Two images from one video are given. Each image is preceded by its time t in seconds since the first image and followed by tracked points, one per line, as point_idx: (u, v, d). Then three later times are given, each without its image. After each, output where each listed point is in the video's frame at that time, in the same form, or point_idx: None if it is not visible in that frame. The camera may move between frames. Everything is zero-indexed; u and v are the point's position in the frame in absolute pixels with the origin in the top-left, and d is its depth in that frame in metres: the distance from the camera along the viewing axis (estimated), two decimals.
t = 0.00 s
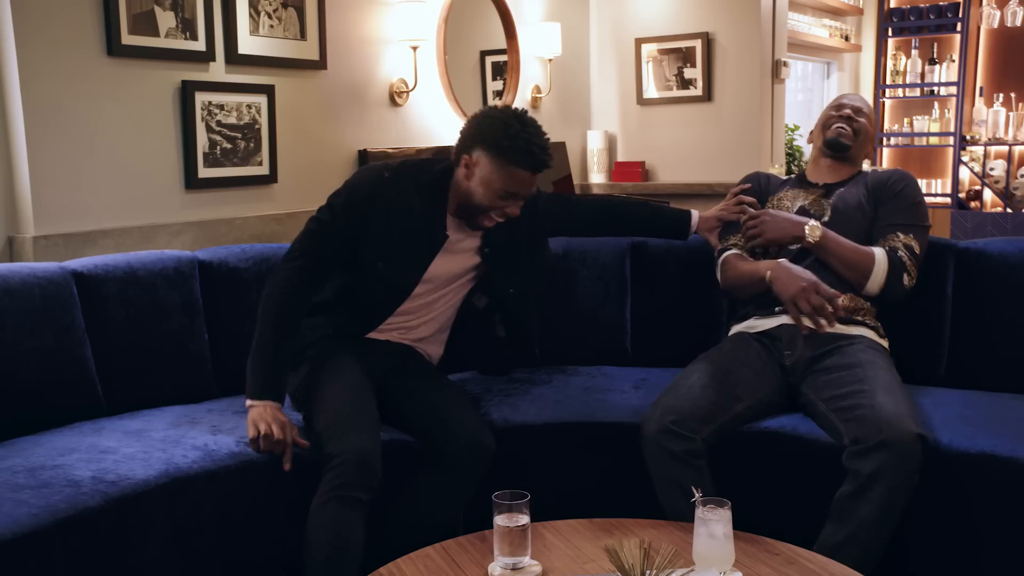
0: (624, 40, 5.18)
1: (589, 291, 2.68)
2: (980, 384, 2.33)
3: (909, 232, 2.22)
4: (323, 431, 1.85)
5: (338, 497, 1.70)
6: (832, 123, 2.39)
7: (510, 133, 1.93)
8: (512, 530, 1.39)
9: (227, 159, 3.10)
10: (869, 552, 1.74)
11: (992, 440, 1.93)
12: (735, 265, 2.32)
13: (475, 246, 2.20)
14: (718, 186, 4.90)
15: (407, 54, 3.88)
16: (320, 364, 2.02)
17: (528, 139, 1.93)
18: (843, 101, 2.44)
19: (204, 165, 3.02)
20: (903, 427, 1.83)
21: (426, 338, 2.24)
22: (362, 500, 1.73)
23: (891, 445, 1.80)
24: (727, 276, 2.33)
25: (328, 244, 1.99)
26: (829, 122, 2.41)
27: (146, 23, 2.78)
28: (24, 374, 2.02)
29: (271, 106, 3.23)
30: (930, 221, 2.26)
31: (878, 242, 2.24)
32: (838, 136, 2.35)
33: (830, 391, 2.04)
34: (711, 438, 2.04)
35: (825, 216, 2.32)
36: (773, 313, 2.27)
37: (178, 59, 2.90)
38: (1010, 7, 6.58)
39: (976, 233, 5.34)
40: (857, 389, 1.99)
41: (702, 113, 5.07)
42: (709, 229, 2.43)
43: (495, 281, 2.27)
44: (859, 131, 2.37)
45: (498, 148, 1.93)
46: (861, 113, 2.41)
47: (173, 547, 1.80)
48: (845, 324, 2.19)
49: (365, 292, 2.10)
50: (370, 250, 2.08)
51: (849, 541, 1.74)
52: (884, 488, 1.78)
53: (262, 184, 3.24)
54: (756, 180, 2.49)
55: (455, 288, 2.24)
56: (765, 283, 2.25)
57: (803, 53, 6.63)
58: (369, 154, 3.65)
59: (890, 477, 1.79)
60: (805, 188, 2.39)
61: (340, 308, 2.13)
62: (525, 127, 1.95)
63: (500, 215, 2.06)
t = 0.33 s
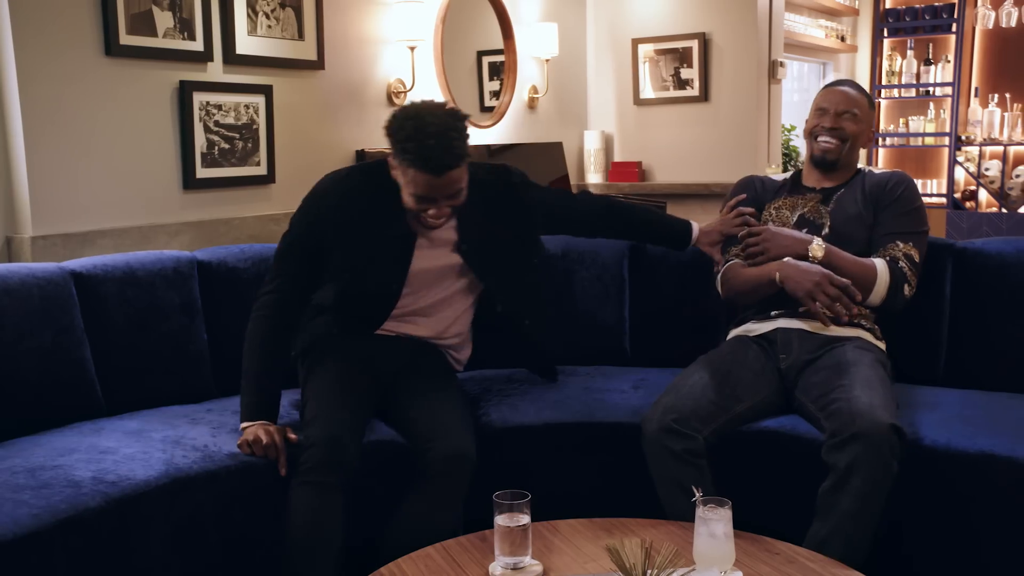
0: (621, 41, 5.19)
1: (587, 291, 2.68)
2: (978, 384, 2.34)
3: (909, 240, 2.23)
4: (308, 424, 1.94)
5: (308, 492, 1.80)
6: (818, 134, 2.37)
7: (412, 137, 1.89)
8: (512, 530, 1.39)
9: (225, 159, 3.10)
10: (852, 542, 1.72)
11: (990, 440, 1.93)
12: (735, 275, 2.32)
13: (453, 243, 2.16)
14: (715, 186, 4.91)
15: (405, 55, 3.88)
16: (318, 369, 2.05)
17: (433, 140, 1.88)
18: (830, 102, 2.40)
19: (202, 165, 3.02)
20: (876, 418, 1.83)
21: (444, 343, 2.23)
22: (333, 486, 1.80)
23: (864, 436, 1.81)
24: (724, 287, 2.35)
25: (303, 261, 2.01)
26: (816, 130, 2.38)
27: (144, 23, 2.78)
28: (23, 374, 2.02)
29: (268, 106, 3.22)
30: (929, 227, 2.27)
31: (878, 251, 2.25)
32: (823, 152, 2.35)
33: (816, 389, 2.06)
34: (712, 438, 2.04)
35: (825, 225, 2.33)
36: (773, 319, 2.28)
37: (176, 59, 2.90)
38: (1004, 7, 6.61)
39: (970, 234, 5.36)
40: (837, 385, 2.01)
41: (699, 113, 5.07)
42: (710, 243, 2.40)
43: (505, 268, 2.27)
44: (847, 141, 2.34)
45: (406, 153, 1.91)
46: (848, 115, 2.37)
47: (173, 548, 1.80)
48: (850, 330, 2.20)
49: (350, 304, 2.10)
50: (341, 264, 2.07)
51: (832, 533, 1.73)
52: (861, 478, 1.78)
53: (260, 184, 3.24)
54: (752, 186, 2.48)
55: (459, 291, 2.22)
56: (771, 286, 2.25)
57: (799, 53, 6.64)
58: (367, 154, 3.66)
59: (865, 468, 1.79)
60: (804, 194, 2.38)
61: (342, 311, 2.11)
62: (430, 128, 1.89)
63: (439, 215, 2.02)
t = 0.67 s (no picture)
0: (617, 41, 5.20)
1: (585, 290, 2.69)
2: (974, 383, 2.35)
3: (895, 221, 2.26)
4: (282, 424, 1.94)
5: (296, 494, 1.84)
6: (794, 133, 2.46)
7: (312, 141, 1.91)
8: (512, 530, 1.38)
9: (222, 159, 3.09)
10: (858, 547, 1.73)
11: (988, 439, 1.94)
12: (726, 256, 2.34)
13: (375, 242, 2.12)
14: (711, 187, 4.92)
15: (401, 55, 3.88)
16: (305, 376, 2.06)
17: (335, 137, 1.90)
18: (801, 104, 2.50)
19: (200, 166, 3.02)
20: (889, 424, 1.83)
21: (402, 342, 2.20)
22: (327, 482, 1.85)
23: (875, 442, 1.81)
24: (721, 283, 2.36)
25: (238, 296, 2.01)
26: (791, 130, 2.48)
27: (141, 23, 2.78)
28: (21, 374, 2.01)
29: (265, 106, 3.22)
30: (912, 210, 2.31)
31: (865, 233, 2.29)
32: (801, 149, 2.44)
33: (823, 391, 2.06)
34: (712, 439, 2.05)
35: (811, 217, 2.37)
36: (772, 312, 2.28)
37: (173, 59, 2.89)
38: (998, 8, 6.63)
39: (964, 234, 5.38)
40: (847, 387, 2.01)
41: (694, 113, 5.08)
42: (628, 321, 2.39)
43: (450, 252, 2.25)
44: (820, 138, 2.44)
45: (311, 159, 1.93)
46: (820, 114, 2.47)
47: (173, 548, 1.80)
48: (845, 317, 2.21)
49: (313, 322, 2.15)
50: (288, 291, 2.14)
51: (838, 536, 1.74)
52: (871, 484, 1.78)
53: (257, 184, 3.24)
54: (735, 187, 2.52)
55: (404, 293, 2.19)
56: (764, 243, 2.25)
57: (795, 54, 6.65)
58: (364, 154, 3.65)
59: (876, 474, 1.79)
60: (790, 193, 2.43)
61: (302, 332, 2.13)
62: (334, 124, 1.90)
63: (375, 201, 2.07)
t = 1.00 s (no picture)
0: (613, 42, 5.21)
1: (583, 291, 2.70)
2: (971, 384, 2.36)
3: (876, 220, 2.26)
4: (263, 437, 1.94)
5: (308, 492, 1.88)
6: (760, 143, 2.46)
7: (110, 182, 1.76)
8: (512, 530, 1.38)
9: (219, 160, 3.09)
10: (852, 543, 1.74)
11: (986, 439, 1.95)
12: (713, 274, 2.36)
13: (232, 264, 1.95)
14: (707, 187, 4.92)
15: (398, 56, 3.88)
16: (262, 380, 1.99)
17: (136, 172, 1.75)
18: (760, 111, 2.50)
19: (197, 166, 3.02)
20: (877, 420, 1.84)
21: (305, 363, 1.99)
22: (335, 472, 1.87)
23: (863, 438, 1.82)
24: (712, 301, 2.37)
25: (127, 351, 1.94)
26: (758, 140, 2.49)
27: (138, 23, 2.77)
28: (20, 375, 2.01)
29: (262, 107, 3.22)
30: (894, 204, 2.30)
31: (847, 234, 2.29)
32: (771, 157, 2.44)
33: (815, 390, 2.07)
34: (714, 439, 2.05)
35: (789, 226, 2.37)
36: (767, 320, 2.28)
37: (171, 60, 2.89)
38: (992, 10, 6.66)
39: (959, 235, 5.39)
40: (838, 385, 2.02)
41: (690, 114, 5.09)
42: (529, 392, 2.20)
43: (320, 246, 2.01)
44: (786, 141, 2.43)
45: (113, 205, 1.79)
46: (780, 116, 2.46)
47: (173, 550, 1.80)
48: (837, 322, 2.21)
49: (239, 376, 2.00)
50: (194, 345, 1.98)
51: (832, 534, 1.74)
52: (861, 479, 1.79)
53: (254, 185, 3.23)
54: (718, 201, 2.53)
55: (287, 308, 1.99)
56: (744, 264, 2.28)
57: (790, 55, 6.66)
58: (361, 155, 3.65)
59: (865, 470, 1.80)
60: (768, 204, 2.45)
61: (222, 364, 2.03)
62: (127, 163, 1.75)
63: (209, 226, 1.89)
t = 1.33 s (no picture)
0: (610, 43, 5.22)
1: (582, 291, 2.70)
2: (970, 383, 2.36)
3: (834, 208, 2.24)
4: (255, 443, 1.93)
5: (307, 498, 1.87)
6: (709, 161, 2.41)
7: None
8: (514, 530, 1.38)
9: (218, 161, 3.08)
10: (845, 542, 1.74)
11: (985, 439, 1.95)
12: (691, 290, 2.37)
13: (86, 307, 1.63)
14: (705, 188, 4.92)
15: (396, 56, 3.88)
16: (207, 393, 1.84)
17: None
18: (698, 127, 2.43)
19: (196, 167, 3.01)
20: (868, 417, 1.84)
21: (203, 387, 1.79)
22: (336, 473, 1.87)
23: (856, 437, 1.82)
24: (698, 316, 2.37)
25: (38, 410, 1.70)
26: (705, 156, 2.43)
27: (137, 24, 2.77)
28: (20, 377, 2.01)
29: (261, 108, 3.22)
30: (850, 185, 2.28)
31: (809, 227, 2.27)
32: (723, 172, 2.39)
33: (808, 389, 2.07)
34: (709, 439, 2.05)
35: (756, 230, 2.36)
36: (756, 321, 2.28)
37: (169, 60, 2.89)
38: (987, 11, 6.69)
39: (955, 235, 5.40)
40: (830, 381, 2.02)
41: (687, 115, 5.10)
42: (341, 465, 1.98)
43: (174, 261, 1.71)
44: (733, 154, 2.38)
45: None
46: (720, 129, 2.39)
47: (173, 551, 1.79)
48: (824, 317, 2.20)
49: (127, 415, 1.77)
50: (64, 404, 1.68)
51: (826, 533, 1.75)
52: (854, 478, 1.79)
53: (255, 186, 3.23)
54: (688, 214, 2.52)
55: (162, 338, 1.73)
56: (713, 278, 2.30)
57: (787, 56, 6.68)
58: (359, 156, 3.65)
59: (858, 468, 1.80)
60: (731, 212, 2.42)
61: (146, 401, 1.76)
62: None
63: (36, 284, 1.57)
